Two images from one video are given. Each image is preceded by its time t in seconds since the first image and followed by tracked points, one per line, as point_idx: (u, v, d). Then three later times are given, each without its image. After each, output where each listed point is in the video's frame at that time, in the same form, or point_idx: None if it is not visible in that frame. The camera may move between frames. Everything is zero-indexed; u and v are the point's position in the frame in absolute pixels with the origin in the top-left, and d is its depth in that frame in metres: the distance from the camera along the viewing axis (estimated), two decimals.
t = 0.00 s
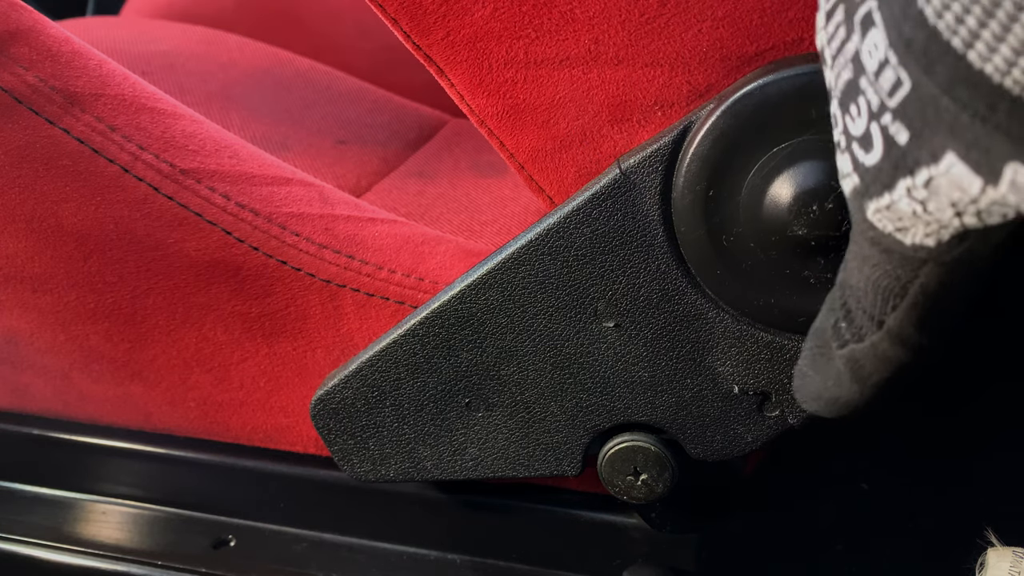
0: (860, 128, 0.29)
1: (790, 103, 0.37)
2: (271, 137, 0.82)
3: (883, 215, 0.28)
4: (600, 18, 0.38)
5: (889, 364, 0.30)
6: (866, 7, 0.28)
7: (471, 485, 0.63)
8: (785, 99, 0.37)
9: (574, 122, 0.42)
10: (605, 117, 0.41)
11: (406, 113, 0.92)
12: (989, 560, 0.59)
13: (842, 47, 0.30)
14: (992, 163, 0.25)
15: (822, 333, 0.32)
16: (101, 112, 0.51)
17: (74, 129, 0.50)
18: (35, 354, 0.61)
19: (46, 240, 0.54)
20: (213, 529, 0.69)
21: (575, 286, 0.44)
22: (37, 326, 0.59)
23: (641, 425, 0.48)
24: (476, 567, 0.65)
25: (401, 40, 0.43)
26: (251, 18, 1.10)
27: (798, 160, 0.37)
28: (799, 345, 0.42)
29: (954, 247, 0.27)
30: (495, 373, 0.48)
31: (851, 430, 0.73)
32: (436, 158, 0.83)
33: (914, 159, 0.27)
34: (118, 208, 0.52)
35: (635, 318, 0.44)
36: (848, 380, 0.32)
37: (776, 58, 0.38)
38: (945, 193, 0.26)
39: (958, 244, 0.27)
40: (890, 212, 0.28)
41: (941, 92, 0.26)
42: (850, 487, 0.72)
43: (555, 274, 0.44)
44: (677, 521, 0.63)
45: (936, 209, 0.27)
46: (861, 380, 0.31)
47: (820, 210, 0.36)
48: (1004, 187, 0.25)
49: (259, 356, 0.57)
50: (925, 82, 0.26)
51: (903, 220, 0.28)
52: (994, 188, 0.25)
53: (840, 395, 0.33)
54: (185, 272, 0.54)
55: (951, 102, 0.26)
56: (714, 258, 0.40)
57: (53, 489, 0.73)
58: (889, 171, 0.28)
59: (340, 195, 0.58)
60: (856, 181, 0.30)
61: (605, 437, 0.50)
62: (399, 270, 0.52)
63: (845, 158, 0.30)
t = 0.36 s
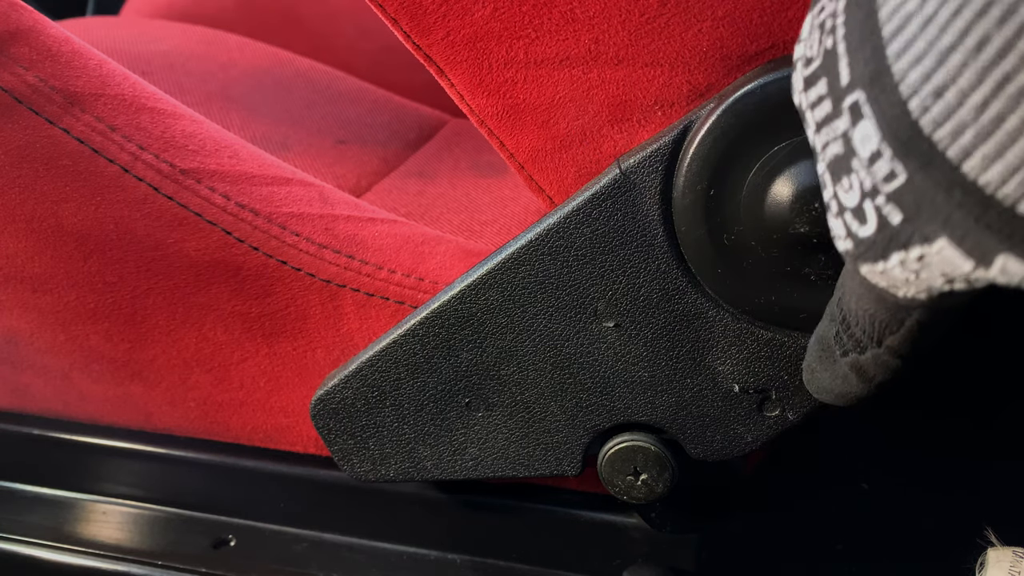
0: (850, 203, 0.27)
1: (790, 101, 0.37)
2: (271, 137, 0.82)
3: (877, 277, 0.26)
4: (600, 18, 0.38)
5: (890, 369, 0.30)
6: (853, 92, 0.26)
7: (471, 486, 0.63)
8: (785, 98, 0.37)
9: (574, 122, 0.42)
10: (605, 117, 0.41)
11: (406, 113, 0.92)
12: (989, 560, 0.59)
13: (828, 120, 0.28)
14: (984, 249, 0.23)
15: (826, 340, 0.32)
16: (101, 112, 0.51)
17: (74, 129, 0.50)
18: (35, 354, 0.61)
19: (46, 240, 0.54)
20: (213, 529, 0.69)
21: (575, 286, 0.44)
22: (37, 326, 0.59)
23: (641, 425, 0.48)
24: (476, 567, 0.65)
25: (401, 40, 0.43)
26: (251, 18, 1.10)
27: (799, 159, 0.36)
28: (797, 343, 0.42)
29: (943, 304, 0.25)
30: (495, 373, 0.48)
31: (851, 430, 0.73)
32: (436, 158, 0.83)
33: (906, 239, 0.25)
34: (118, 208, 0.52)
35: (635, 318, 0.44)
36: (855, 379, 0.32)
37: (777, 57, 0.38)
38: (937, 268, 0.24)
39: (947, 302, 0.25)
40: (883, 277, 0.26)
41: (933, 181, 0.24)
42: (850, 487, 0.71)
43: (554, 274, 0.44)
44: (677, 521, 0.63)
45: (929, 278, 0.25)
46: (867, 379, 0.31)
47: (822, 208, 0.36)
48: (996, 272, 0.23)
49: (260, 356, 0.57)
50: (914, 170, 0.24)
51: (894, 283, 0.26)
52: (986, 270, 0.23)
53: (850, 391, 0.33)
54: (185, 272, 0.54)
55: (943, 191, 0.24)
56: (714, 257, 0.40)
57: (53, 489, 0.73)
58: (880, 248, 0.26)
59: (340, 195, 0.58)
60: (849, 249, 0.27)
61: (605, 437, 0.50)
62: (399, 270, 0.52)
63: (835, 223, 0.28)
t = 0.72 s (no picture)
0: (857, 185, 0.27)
1: (790, 101, 0.37)
2: (271, 137, 0.82)
3: (881, 260, 0.26)
4: (600, 18, 0.38)
5: (883, 359, 0.30)
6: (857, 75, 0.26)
7: (471, 485, 0.63)
8: (785, 98, 0.37)
9: (574, 122, 0.42)
10: (605, 116, 0.41)
11: (407, 113, 0.92)
12: (989, 559, 0.59)
13: (832, 105, 0.28)
14: (989, 230, 0.23)
15: (818, 330, 0.32)
16: (101, 112, 0.51)
17: (74, 129, 0.50)
18: (35, 354, 0.61)
19: (46, 240, 0.54)
20: (213, 529, 0.69)
21: (575, 286, 0.44)
22: (37, 326, 0.59)
23: (641, 425, 0.48)
24: (476, 567, 0.65)
25: (401, 40, 0.43)
26: (251, 18, 1.10)
27: (799, 159, 0.36)
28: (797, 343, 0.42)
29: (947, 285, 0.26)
30: (495, 373, 0.48)
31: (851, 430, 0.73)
32: (436, 158, 0.83)
33: (910, 221, 0.25)
34: (118, 208, 0.52)
35: (635, 318, 0.44)
36: (845, 371, 0.32)
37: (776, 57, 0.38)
38: (941, 250, 0.24)
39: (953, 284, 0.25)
40: (888, 259, 0.26)
41: (937, 162, 0.24)
42: (850, 488, 0.70)
43: (554, 274, 0.44)
44: (677, 522, 0.63)
45: (933, 260, 0.25)
46: (858, 371, 0.31)
47: (822, 208, 0.36)
48: (1002, 253, 0.23)
49: (260, 356, 0.57)
50: (918, 151, 0.24)
51: (899, 265, 0.26)
52: (991, 251, 0.23)
53: (839, 383, 0.33)
54: (185, 272, 0.54)
55: (947, 171, 0.24)
56: (714, 256, 0.40)
57: (52, 489, 0.73)
58: (886, 231, 0.26)
59: (340, 195, 0.58)
60: (855, 233, 0.28)
61: (605, 437, 0.50)
62: (399, 270, 0.52)
63: (840, 207, 0.29)
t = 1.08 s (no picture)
0: (860, 176, 0.27)
1: (790, 101, 0.37)
2: (271, 137, 0.82)
3: (880, 254, 0.26)
4: (600, 18, 0.38)
5: (870, 362, 0.30)
6: (862, 63, 0.26)
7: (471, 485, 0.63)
8: (784, 98, 0.37)
9: (574, 122, 0.42)
10: (605, 116, 0.41)
11: (406, 113, 0.92)
12: (989, 560, 0.59)
13: (835, 95, 0.28)
14: (993, 219, 0.23)
15: (803, 334, 0.32)
16: (101, 112, 0.51)
17: (74, 129, 0.50)
18: (35, 354, 0.61)
19: (46, 240, 0.54)
20: (213, 529, 0.69)
21: (575, 286, 0.44)
22: (37, 326, 0.59)
23: (641, 425, 0.48)
24: (476, 567, 0.65)
25: (401, 40, 0.43)
26: (251, 18, 1.10)
27: (799, 159, 0.36)
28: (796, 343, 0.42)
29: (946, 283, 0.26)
30: (495, 373, 0.48)
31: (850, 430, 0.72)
32: (436, 158, 0.83)
33: (913, 212, 0.25)
34: (118, 208, 0.52)
35: (635, 318, 0.44)
36: (830, 376, 0.32)
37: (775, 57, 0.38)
38: (943, 241, 0.24)
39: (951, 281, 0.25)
40: (887, 253, 0.26)
41: (942, 152, 0.24)
42: (850, 488, 0.70)
43: (554, 274, 0.44)
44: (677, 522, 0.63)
45: (934, 252, 0.25)
46: (843, 376, 0.32)
47: (822, 208, 0.36)
48: (1005, 243, 0.23)
49: (260, 356, 0.57)
50: (924, 139, 0.24)
51: (899, 259, 0.26)
52: (995, 242, 0.23)
53: (818, 389, 0.33)
54: (185, 272, 0.54)
55: (952, 161, 0.24)
56: (714, 256, 0.40)
57: (52, 489, 0.73)
58: (887, 223, 0.26)
59: (340, 195, 0.58)
60: (855, 226, 0.28)
61: (605, 437, 0.50)
62: (399, 270, 0.52)
63: (840, 201, 0.29)
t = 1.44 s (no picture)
0: (854, 152, 0.27)
1: (789, 101, 0.37)
2: (271, 137, 0.82)
3: (876, 235, 0.26)
4: (600, 18, 0.38)
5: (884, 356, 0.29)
6: (861, 35, 0.26)
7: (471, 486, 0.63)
8: (784, 97, 0.37)
9: (574, 122, 0.42)
10: (605, 116, 0.41)
11: (406, 113, 0.92)
12: (989, 560, 0.59)
13: (834, 71, 0.28)
14: (986, 196, 0.23)
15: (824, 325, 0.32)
16: (101, 112, 0.51)
17: (74, 129, 0.50)
18: (35, 354, 0.61)
19: (46, 240, 0.54)
20: (213, 529, 0.69)
21: (575, 286, 0.44)
22: (37, 326, 0.59)
23: (641, 425, 0.48)
24: (476, 567, 0.65)
25: (401, 40, 0.43)
26: (251, 18, 1.10)
27: (798, 159, 0.36)
28: (795, 343, 0.42)
29: (945, 269, 0.25)
30: (495, 373, 0.48)
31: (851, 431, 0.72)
32: (436, 158, 0.83)
33: (907, 188, 0.25)
34: (118, 208, 0.52)
35: (635, 318, 0.44)
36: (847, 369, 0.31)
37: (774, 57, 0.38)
38: (937, 219, 0.24)
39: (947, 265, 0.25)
40: (882, 234, 0.26)
41: (937, 127, 0.24)
42: (850, 488, 0.70)
43: (554, 274, 0.44)
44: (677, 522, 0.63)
45: (928, 233, 0.25)
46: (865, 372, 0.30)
47: (821, 209, 0.35)
48: (998, 220, 0.23)
49: (260, 356, 0.57)
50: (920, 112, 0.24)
51: (894, 240, 0.26)
52: (988, 219, 0.23)
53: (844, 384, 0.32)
54: (185, 272, 0.54)
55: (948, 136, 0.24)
56: (714, 256, 0.40)
57: (52, 489, 0.73)
58: (883, 198, 0.26)
59: (340, 195, 0.58)
60: (852, 203, 0.28)
61: (605, 437, 0.50)
62: (399, 270, 0.52)
63: (837, 178, 0.29)
